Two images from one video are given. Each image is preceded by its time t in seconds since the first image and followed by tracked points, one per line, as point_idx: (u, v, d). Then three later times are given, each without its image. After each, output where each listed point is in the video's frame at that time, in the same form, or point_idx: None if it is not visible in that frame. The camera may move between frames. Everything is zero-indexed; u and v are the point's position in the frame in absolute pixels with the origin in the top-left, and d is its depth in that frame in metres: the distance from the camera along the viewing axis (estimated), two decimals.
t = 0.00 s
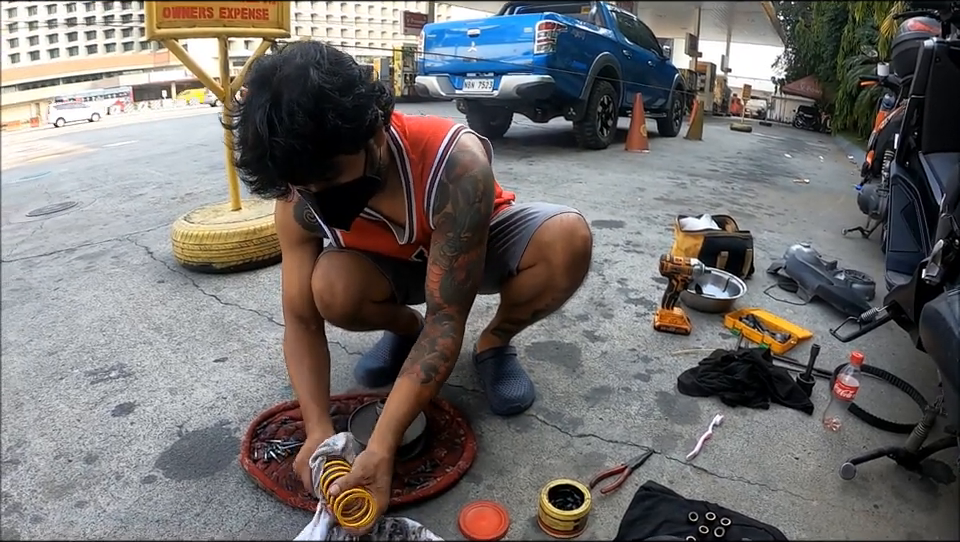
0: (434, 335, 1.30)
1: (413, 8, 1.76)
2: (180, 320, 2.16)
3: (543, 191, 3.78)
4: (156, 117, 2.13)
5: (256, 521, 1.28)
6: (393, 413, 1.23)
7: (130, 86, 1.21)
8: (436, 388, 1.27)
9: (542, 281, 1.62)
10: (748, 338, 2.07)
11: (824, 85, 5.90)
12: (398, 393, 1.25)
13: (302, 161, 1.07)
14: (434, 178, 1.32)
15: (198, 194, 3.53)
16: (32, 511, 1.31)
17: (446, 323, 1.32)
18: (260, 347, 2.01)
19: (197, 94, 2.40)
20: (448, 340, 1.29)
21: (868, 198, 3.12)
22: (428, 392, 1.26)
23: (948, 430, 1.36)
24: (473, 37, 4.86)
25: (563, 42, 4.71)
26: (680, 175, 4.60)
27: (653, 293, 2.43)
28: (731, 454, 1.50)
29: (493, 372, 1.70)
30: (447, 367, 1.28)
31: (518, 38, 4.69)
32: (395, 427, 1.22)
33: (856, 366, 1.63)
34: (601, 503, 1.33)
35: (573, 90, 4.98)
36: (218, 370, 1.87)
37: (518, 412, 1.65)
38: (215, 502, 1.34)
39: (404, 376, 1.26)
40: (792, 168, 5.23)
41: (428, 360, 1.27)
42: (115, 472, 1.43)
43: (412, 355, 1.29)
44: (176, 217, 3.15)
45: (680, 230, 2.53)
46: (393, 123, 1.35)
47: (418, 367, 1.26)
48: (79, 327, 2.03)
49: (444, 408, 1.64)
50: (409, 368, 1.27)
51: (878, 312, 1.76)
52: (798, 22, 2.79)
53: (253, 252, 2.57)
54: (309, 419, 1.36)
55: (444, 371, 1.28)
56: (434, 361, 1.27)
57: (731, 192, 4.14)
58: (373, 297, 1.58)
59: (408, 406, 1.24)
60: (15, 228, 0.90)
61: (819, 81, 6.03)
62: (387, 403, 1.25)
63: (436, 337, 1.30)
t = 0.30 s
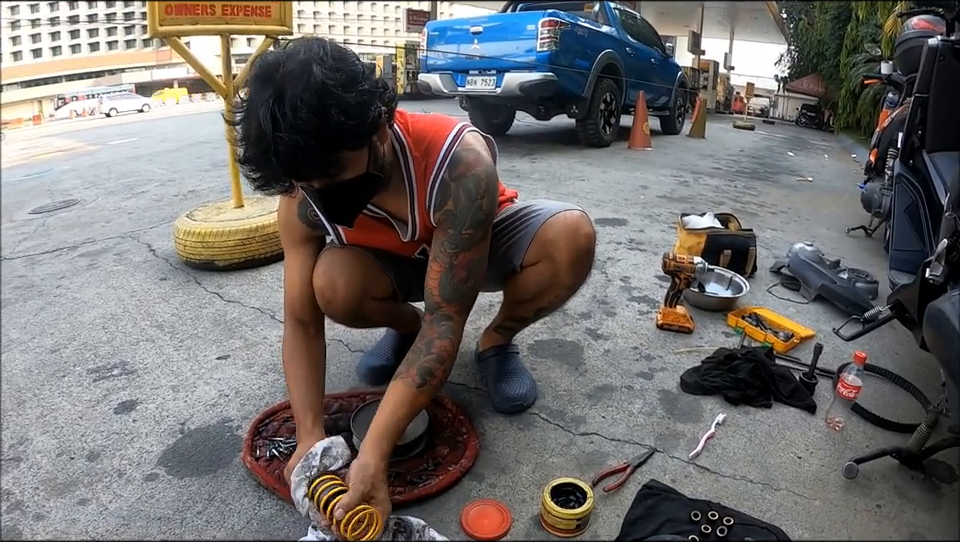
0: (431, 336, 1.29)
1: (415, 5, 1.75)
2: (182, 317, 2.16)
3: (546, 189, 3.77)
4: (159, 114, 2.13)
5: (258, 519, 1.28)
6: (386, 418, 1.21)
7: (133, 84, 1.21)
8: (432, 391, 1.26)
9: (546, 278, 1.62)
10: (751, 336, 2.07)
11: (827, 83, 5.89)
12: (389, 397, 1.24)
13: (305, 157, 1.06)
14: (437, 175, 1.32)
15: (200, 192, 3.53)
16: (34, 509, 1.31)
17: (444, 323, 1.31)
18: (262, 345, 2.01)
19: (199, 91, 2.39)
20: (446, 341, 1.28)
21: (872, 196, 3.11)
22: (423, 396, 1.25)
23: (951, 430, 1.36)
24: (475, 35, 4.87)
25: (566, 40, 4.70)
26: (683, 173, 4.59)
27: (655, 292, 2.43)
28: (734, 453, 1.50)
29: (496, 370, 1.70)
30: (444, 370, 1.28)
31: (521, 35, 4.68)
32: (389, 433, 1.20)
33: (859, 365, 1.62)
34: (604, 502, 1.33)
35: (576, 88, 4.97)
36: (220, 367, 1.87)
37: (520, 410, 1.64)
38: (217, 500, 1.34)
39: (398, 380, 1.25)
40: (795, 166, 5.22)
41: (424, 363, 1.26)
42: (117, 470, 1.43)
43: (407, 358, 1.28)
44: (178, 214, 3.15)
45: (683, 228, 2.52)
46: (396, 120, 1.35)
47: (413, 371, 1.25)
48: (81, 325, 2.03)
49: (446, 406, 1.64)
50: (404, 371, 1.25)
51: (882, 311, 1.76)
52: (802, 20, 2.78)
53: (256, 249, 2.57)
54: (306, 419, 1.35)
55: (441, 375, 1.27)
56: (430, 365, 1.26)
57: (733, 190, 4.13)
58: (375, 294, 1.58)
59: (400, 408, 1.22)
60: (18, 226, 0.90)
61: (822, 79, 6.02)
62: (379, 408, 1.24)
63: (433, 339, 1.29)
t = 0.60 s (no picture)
0: (443, 333, 1.30)
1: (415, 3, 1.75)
2: (183, 316, 2.16)
3: (547, 188, 3.77)
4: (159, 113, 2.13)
5: (258, 518, 1.28)
6: (407, 414, 1.21)
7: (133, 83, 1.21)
8: (446, 386, 1.26)
9: (544, 278, 1.62)
10: (752, 335, 2.07)
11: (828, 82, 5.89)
12: (410, 393, 1.23)
13: (299, 157, 1.06)
14: (436, 172, 1.32)
15: (202, 190, 3.53)
16: (35, 508, 1.31)
17: (454, 321, 1.32)
18: (263, 343, 2.01)
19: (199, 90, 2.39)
20: (457, 338, 1.30)
21: (873, 195, 3.11)
22: (439, 391, 1.26)
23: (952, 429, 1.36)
24: (476, 33, 4.90)
25: (566, 38, 4.70)
26: (685, 172, 4.59)
27: (656, 290, 2.43)
28: (734, 452, 1.50)
29: (496, 369, 1.70)
30: (458, 365, 1.29)
31: (522, 34, 4.68)
32: (410, 429, 1.20)
33: (860, 364, 1.62)
34: (604, 501, 1.33)
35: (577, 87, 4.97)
36: (221, 366, 1.87)
37: (520, 409, 1.64)
38: (217, 498, 1.34)
39: (415, 376, 1.25)
40: (797, 165, 5.21)
41: (440, 358, 1.27)
42: (117, 469, 1.43)
43: (421, 355, 1.28)
44: (179, 213, 3.15)
45: (683, 227, 2.52)
46: (394, 118, 1.35)
47: (429, 366, 1.26)
48: (82, 324, 2.04)
49: (447, 404, 1.64)
50: (421, 368, 1.26)
51: (882, 310, 1.75)
52: (803, 18, 2.78)
53: (256, 248, 2.57)
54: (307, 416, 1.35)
55: (455, 369, 1.28)
56: (445, 359, 1.27)
57: (735, 188, 4.12)
58: (375, 292, 1.58)
59: (422, 404, 1.23)
60: (18, 224, 0.90)
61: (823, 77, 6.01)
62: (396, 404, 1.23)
63: (444, 335, 1.30)
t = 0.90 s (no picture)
0: (429, 330, 1.30)
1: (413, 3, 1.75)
2: (181, 316, 2.17)
3: (545, 188, 3.77)
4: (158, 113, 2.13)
5: (256, 517, 1.29)
6: (390, 406, 1.23)
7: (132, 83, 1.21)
8: (429, 384, 1.27)
9: (540, 277, 1.62)
10: (750, 334, 2.08)
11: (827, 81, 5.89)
12: (393, 388, 1.25)
13: (303, 159, 1.07)
14: (433, 171, 1.32)
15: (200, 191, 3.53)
16: (34, 508, 1.31)
17: (442, 318, 1.32)
18: (261, 343, 2.01)
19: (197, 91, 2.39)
20: (442, 334, 1.30)
21: (871, 194, 3.11)
22: (423, 389, 1.27)
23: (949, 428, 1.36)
24: (475, 33, 4.93)
25: (565, 38, 4.70)
26: (683, 172, 4.59)
27: (654, 290, 2.43)
28: (732, 451, 1.50)
29: (494, 368, 1.70)
30: (442, 363, 1.29)
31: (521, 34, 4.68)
32: (389, 421, 1.22)
33: (858, 362, 1.61)
34: (602, 500, 1.33)
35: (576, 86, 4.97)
36: (220, 366, 1.87)
37: (518, 408, 1.65)
38: (216, 497, 1.34)
39: (399, 371, 1.26)
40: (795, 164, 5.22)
41: (423, 355, 1.27)
42: (116, 468, 1.43)
43: (407, 351, 1.29)
44: (177, 213, 3.16)
45: (682, 226, 2.53)
46: (393, 117, 1.35)
47: (413, 363, 1.26)
48: (81, 324, 2.04)
49: (444, 404, 1.64)
50: (404, 364, 1.27)
51: (880, 309, 1.75)
52: (801, 18, 2.78)
53: (255, 248, 2.57)
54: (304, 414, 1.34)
55: (439, 367, 1.29)
56: (428, 357, 1.27)
57: (733, 188, 4.12)
58: (373, 292, 1.59)
59: (403, 399, 1.24)
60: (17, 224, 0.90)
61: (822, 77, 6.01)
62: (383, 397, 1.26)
63: (429, 331, 1.30)
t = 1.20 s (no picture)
0: (439, 331, 1.31)
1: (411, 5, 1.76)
2: (181, 318, 2.17)
3: (544, 189, 3.78)
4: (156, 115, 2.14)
5: (256, 518, 1.29)
6: (407, 411, 1.23)
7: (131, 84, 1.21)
8: (445, 385, 1.28)
9: (538, 280, 1.63)
10: (747, 335, 2.08)
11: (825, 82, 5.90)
12: (408, 392, 1.25)
13: (306, 161, 1.07)
14: (433, 173, 1.33)
15: (199, 193, 3.53)
16: (34, 509, 1.31)
17: (450, 318, 1.33)
18: (260, 345, 2.01)
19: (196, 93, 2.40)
20: (451, 335, 1.31)
21: (869, 195, 3.12)
22: (438, 390, 1.27)
23: (945, 428, 1.37)
24: (473, 36, 4.87)
25: (564, 39, 4.72)
26: (681, 173, 4.60)
27: (652, 291, 2.44)
28: (730, 451, 1.51)
29: (492, 370, 1.70)
30: (455, 362, 1.30)
31: (519, 35, 4.69)
32: (409, 426, 1.21)
33: (855, 363, 1.62)
34: (600, 500, 1.34)
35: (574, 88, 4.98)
36: (219, 367, 1.87)
37: (516, 409, 1.65)
38: (215, 499, 1.34)
39: (412, 375, 1.26)
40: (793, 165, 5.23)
41: (438, 356, 1.28)
42: (116, 470, 1.44)
43: (418, 354, 1.29)
44: (176, 215, 3.16)
45: (680, 227, 2.54)
46: (390, 120, 1.35)
47: (427, 365, 1.27)
48: (80, 326, 2.04)
49: (443, 405, 1.64)
50: (418, 367, 1.27)
51: (877, 310, 1.75)
52: (798, 20, 2.79)
53: (254, 250, 2.57)
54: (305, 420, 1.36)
55: (453, 367, 1.30)
56: (442, 358, 1.28)
57: (731, 189, 4.13)
58: (370, 294, 1.59)
59: (419, 401, 1.24)
60: (15, 225, 0.91)
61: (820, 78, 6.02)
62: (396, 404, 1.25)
63: (436, 331, 1.31)
